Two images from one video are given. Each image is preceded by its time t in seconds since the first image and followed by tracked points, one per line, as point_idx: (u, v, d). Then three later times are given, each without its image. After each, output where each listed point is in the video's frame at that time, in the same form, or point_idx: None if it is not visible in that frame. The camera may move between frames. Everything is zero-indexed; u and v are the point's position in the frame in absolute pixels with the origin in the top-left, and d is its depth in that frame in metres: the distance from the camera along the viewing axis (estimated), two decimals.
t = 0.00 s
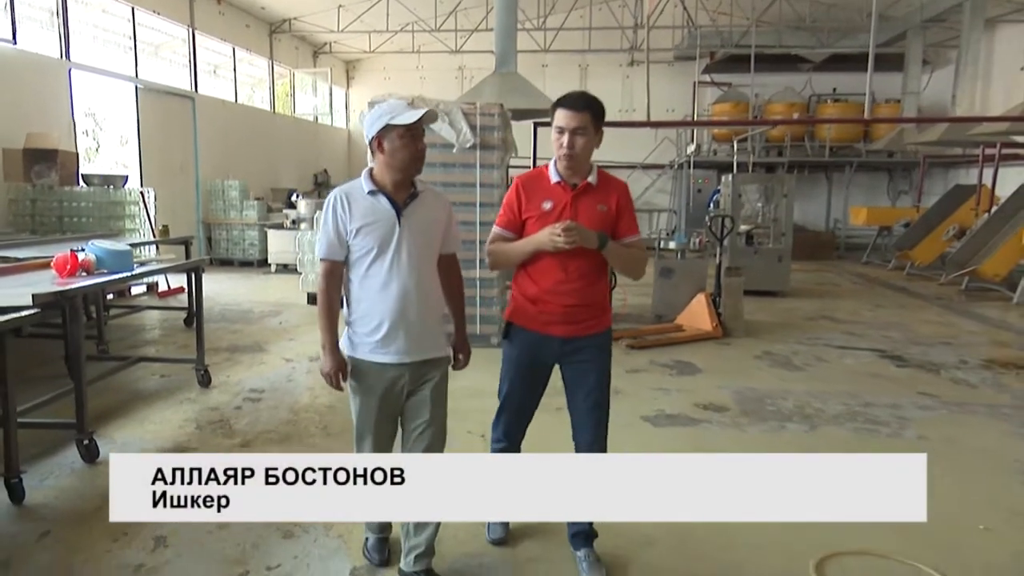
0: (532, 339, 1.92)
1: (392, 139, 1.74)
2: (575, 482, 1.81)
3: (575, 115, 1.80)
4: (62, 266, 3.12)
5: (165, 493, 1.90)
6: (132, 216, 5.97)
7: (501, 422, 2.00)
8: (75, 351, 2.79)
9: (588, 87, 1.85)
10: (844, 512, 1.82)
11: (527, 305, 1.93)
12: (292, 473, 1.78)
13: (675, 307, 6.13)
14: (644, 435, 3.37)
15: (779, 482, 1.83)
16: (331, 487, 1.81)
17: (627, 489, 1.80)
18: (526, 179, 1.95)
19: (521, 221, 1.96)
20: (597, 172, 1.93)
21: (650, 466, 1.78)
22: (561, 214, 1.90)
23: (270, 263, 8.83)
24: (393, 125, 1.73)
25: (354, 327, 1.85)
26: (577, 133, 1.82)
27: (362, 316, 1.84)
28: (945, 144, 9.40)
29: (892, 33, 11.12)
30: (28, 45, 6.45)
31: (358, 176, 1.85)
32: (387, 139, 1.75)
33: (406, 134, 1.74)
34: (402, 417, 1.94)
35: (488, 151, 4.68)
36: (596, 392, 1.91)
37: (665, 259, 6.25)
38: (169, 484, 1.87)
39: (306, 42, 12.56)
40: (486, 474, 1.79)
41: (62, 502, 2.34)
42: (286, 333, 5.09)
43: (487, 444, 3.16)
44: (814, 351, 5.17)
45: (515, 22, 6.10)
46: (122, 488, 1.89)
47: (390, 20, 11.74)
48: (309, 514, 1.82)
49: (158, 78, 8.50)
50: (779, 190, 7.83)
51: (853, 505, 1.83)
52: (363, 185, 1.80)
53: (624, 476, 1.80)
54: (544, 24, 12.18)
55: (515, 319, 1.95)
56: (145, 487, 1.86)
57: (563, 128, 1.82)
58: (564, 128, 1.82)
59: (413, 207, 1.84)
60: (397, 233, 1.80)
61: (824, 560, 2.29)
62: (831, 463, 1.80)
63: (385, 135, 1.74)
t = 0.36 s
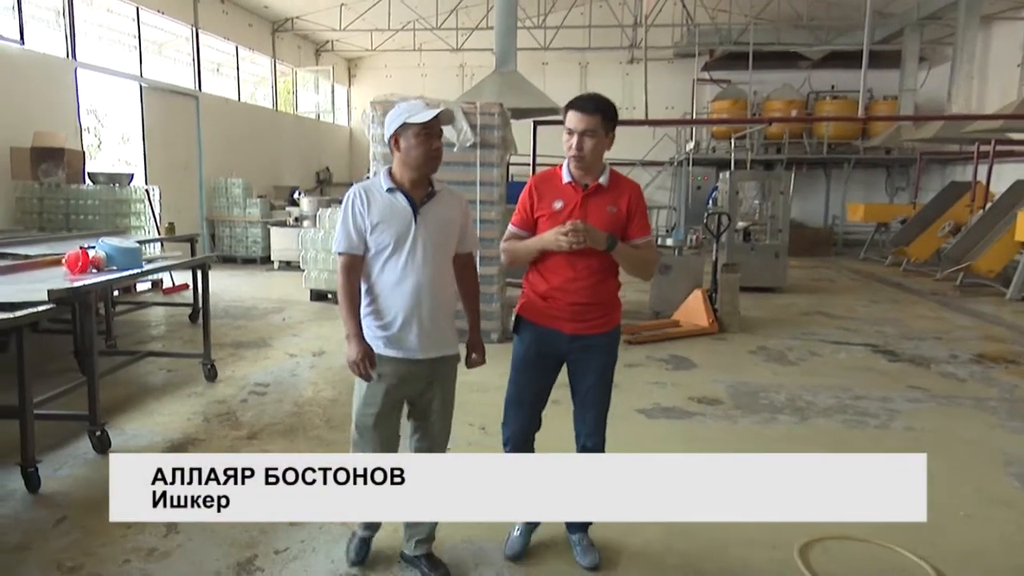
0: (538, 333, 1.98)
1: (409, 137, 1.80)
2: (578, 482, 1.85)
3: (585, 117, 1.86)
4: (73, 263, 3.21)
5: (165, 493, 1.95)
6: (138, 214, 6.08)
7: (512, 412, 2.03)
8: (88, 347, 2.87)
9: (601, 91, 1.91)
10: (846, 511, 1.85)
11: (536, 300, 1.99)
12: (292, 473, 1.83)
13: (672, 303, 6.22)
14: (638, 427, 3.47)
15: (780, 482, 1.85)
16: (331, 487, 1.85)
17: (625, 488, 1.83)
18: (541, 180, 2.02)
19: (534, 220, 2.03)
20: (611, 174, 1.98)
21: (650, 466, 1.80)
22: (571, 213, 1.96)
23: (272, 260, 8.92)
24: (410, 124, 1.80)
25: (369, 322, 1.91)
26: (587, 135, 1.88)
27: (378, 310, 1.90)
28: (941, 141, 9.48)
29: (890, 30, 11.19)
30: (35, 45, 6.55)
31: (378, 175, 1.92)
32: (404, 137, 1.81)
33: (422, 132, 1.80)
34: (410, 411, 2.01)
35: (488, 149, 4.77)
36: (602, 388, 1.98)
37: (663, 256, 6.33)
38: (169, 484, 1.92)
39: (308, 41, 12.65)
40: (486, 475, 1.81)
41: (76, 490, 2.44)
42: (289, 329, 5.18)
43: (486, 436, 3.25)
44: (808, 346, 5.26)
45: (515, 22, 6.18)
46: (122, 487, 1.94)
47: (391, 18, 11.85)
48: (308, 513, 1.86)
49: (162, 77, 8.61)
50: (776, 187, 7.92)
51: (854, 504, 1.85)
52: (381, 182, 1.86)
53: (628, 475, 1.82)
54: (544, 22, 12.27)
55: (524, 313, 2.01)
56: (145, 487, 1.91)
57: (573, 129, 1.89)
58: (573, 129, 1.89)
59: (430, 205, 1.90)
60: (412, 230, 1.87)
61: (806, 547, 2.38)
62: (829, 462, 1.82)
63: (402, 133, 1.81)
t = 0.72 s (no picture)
0: (534, 343, 1.97)
1: (405, 142, 1.80)
2: (573, 483, 1.80)
3: (565, 126, 1.87)
4: (66, 261, 3.24)
5: (165, 494, 1.87)
6: (126, 214, 6.13)
7: (513, 429, 2.01)
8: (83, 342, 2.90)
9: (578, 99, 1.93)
10: (845, 511, 1.80)
11: (526, 312, 1.99)
12: (293, 472, 1.77)
13: (656, 309, 6.33)
14: (623, 429, 3.55)
15: (778, 481, 1.81)
16: (331, 487, 1.80)
17: (615, 486, 1.78)
18: (523, 191, 2.03)
19: (518, 233, 2.03)
20: (593, 181, 2.01)
21: (645, 463, 1.75)
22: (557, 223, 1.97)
23: (259, 262, 8.92)
24: (406, 129, 1.80)
25: (361, 327, 1.90)
26: (570, 143, 1.89)
27: (369, 317, 1.88)
28: (920, 155, 9.69)
29: (872, 45, 11.42)
30: (24, 44, 6.54)
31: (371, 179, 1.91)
32: (400, 141, 1.81)
33: (418, 137, 1.80)
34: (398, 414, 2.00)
35: (478, 155, 4.84)
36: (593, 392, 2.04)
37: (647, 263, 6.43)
38: (169, 484, 1.85)
39: (297, 44, 12.67)
40: (484, 474, 1.78)
41: (71, 484, 2.47)
42: (277, 330, 5.21)
43: (474, 436, 3.32)
44: (788, 352, 5.38)
45: (504, 30, 6.27)
46: (121, 487, 1.87)
47: (381, 24, 11.91)
48: (308, 514, 1.80)
49: (151, 78, 8.62)
50: (758, 197, 8.09)
51: (853, 505, 1.81)
52: (377, 186, 1.85)
53: (622, 476, 1.78)
54: (533, 30, 12.38)
55: (514, 325, 2.01)
56: (145, 487, 1.84)
57: (555, 140, 1.90)
58: (553, 139, 1.91)
59: (425, 211, 1.91)
60: (407, 236, 1.86)
61: (782, 545, 2.45)
62: (825, 460, 1.78)
63: (398, 137, 1.81)
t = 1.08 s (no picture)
0: (531, 345, 1.96)
1: (383, 142, 1.80)
2: (571, 484, 1.77)
3: (535, 124, 1.85)
4: (68, 265, 3.30)
5: (165, 494, 1.86)
6: (118, 218, 6.11)
7: (508, 438, 2.01)
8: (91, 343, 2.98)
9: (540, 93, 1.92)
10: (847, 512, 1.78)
11: (524, 314, 1.96)
12: (293, 472, 1.75)
13: (646, 306, 6.44)
14: (615, 421, 3.66)
15: (778, 482, 1.79)
16: (331, 487, 1.78)
17: (614, 487, 1.76)
18: (501, 193, 1.99)
19: (503, 235, 1.99)
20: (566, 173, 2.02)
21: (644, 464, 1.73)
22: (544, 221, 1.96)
23: (251, 264, 8.94)
24: (382, 129, 1.79)
25: (353, 332, 1.88)
26: (544, 140, 1.88)
27: (360, 322, 1.87)
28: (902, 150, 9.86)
29: (854, 44, 11.60)
30: (13, 49, 6.57)
31: (349, 182, 1.89)
32: (377, 143, 1.81)
33: (395, 137, 1.80)
34: (394, 415, 1.98)
35: (470, 156, 4.92)
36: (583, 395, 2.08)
37: (636, 259, 6.54)
38: (169, 484, 1.84)
39: (284, 46, 12.69)
40: (483, 474, 1.75)
41: (81, 481, 2.54)
42: (273, 330, 5.27)
43: (471, 430, 3.41)
44: (775, 346, 5.50)
45: (493, 32, 6.36)
46: (121, 486, 1.85)
47: (368, 25, 11.96)
48: (308, 515, 1.78)
49: (140, 81, 8.63)
50: (744, 194, 8.24)
51: (854, 505, 1.79)
52: (358, 190, 1.83)
53: (622, 476, 1.76)
54: (519, 31, 12.48)
55: (512, 327, 1.98)
56: (145, 487, 1.83)
57: (524, 138, 1.88)
58: (524, 138, 1.88)
59: (407, 211, 1.91)
60: (393, 237, 1.85)
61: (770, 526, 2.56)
62: (827, 460, 1.76)
63: (375, 139, 1.80)
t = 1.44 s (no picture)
0: (523, 344, 2.02)
1: (370, 145, 1.78)
2: (573, 484, 1.87)
3: (520, 128, 1.91)
4: (74, 263, 3.36)
5: (165, 494, 1.95)
6: (118, 216, 6.14)
7: (501, 435, 2.08)
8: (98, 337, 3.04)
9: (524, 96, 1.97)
10: (845, 510, 1.90)
11: (513, 314, 2.03)
12: (293, 473, 1.83)
13: (639, 303, 6.54)
14: (609, 415, 3.75)
15: (784, 481, 1.90)
16: (331, 487, 1.85)
17: (616, 487, 1.86)
18: (487, 195, 2.05)
19: (490, 236, 2.07)
20: (551, 172, 2.08)
21: (648, 465, 1.84)
22: (531, 222, 2.03)
23: (248, 262, 8.98)
24: (371, 131, 1.77)
25: (343, 335, 1.87)
26: (530, 143, 1.94)
27: (352, 325, 1.86)
28: (893, 150, 9.98)
29: (846, 44, 11.72)
30: (12, 49, 6.61)
31: (328, 185, 1.86)
32: (365, 146, 1.78)
33: (384, 139, 1.80)
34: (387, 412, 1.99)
35: (467, 156, 5.00)
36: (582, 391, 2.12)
37: (630, 258, 6.64)
38: (169, 484, 1.92)
39: (280, 45, 12.74)
40: (481, 475, 1.85)
41: (92, 473, 2.62)
42: (273, 328, 5.34)
43: (469, 423, 3.50)
44: (766, 343, 5.61)
45: (489, 32, 6.43)
46: (121, 486, 1.93)
47: (364, 25, 12.02)
48: (308, 513, 1.86)
49: (138, 80, 8.67)
50: (737, 193, 8.34)
51: (854, 504, 1.90)
52: (344, 193, 1.81)
53: (626, 476, 1.86)
54: (515, 31, 12.56)
55: (502, 328, 2.04)
56: (146, 487, 1.91)
57: (510, 142, 1.94)
58: (510, 141, 1.94)
59: (391, 212, 1.91)
60: (382, 238, 1.85)
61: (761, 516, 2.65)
62: (828, 462, 1.86)
63: (363, 142, 1.78)
